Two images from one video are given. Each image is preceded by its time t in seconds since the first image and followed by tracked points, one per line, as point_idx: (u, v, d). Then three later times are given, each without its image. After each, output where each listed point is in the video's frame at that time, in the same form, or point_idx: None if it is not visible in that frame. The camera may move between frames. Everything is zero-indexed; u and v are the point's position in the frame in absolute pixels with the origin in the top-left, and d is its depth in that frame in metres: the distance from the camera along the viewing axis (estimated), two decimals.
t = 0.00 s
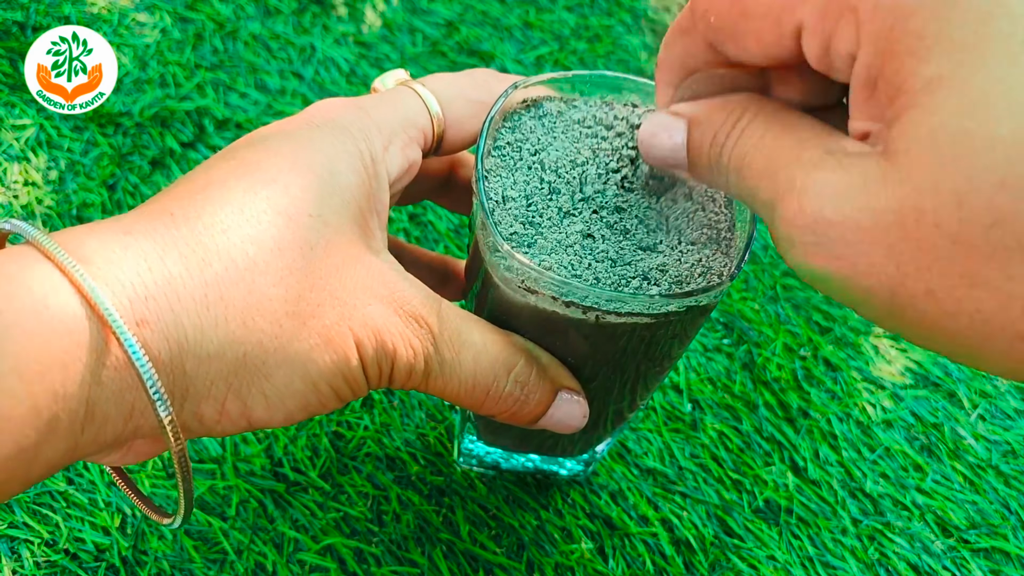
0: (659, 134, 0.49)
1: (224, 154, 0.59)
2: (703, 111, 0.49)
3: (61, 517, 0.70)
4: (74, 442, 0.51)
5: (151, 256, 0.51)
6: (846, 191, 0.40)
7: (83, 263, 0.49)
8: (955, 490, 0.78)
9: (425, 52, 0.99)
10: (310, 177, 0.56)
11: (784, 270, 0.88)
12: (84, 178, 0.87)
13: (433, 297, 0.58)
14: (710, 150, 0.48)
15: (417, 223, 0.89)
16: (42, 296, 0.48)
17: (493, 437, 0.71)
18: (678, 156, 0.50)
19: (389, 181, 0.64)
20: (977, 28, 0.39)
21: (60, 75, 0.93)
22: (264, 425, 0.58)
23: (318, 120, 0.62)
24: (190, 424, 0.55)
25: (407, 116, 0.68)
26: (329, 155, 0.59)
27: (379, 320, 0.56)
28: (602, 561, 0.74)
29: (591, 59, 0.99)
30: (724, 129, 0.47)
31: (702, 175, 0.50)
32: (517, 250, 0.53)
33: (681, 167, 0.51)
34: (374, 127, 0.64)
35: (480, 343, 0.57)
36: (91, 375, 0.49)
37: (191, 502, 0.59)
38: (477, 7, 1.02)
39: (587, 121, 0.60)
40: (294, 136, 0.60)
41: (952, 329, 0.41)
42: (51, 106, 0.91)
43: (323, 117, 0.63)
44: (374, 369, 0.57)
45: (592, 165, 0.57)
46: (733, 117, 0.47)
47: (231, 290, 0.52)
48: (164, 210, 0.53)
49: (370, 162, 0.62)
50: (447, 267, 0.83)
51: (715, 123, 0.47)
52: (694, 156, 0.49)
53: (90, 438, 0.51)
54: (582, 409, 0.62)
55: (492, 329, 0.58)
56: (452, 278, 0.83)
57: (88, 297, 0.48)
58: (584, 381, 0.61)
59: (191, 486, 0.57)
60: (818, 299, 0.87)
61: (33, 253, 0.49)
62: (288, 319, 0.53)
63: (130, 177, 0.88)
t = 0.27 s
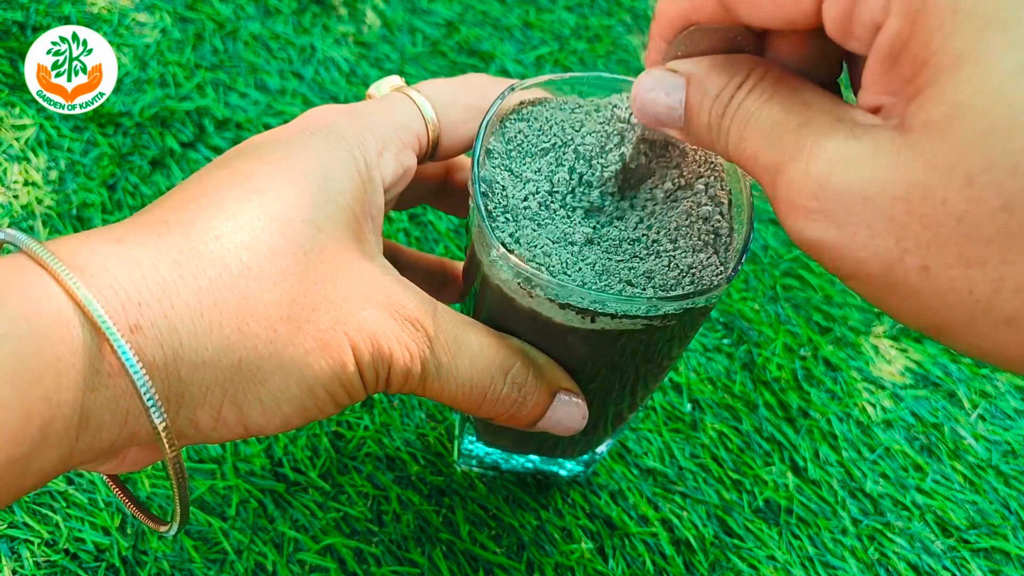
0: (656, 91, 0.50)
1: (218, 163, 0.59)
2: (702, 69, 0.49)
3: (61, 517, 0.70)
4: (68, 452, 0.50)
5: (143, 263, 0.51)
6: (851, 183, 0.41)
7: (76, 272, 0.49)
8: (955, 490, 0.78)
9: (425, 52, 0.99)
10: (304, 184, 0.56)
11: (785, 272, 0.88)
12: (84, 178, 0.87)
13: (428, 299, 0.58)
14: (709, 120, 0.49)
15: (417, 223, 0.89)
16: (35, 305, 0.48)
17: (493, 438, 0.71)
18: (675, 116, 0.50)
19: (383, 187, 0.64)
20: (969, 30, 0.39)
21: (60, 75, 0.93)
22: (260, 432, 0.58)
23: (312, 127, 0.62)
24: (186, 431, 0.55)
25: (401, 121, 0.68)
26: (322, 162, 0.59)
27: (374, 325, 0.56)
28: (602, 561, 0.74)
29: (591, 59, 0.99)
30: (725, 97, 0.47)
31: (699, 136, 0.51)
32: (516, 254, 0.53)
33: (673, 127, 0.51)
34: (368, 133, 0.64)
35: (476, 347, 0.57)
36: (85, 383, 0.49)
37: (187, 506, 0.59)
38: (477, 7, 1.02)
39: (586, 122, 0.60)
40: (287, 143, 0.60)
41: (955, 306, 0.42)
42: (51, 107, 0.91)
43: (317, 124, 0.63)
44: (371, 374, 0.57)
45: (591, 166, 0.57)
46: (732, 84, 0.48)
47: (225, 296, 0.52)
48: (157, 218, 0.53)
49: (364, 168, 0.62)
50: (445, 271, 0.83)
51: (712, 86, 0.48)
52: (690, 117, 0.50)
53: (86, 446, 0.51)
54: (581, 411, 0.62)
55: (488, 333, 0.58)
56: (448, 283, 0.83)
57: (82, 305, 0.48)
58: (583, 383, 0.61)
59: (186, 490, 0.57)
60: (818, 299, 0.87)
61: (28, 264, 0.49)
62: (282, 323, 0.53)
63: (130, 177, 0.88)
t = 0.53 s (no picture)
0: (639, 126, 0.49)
1: (220, 160, 0.59)
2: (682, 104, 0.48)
3: (61, 516, 0.70)
4: (71, 448, 0.50)
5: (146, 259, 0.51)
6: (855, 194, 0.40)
7: (78, 268, 0.49)
8: (955, 490, 0.78)
9: (425, 52, 0.99)
10: (305, 183, 0.56)
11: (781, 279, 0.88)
12: (84, 178, 0.87)
13: (429, 298, 0.58)
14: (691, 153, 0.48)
15: (417, 223, 0.89)
16: (38, 301, 0.48)
17: (493, 438, 0.71)
18: (660, 149, 0.50)
19: (383, 186, 0.64)
20: (966, 29, 0.39)
21: (60, 75, 0.93)
22: (262, 429, 0.58)
23: (313, 126, 0.62)
24: (188, 428, 0.55)
25: (402, 121, 0.68)
26: (324, 160, 0.59)
27: (375, 321, 0.56)
28: (602, 561, 0.74)
29: (591, 59, 0.99)
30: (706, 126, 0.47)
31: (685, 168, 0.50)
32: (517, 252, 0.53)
33: (660, 160, 0.51)
34: (369, 132, 0.64)
35: (476, 344, 0.57)
36: (88, 379, 0.49)
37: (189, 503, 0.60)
38: (477, 7, 1.02)
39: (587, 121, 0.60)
40: (289, 142, 0.60)
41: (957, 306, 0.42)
42: (51, 106, 0.91)
43: (319, 123, 0.63)
44: (372, 371, 0.57)
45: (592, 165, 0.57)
46: (713, 113, 0.47)
47: (226, 292, 0.51)
48: (160, 215, 0.53)
49: (365, 167, 0.62)
50: (446, 270, 0.83)
51: (695, 116, 0.47)
52: (674, 150, 0.49)
53: (88, 442, 0.51)
54: (581, 411, 0.62)
55: (488, 332, 0.58)
56: (449, 282, 0.83)
57: (84, 302, 0.48)
58: (584, 382, 0.61)
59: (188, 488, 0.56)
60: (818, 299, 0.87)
61: (31, 260, 0.49)
62: (283, 320, 0.53)
63: (130, 177, 0.88)
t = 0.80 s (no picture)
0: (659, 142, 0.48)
1: (221, 163, 0.59)
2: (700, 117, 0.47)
3: (61, 516, 0.70)
4: (72, 451, 0.50)
5: (146, 262, 0.51)
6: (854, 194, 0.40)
7: (78, 271, 0.49)
8: (955, 490, 0.78)
9: (425, 52, 0.99)
10: (305, 184, 0.56)
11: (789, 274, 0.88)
12: (84, 178, 0.87)
13: (429, 300, 0.58)
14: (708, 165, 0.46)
15: (417, 223, 0.89)
16: (38, 304, 0.48)
17: (493, 439, 0.71)
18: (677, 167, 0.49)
19: (383, 188, 0.64)
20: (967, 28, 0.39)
21: (60, 75, 0.93)
22: (262, 432, 0.58)
23: (313, 128, 0.62)
24: (188, 430, 0.55)
25: (402, 122, 0.68)
26: (323, 162, 0.59)
27: (376, 322, 0.56)
28: (602, 561, 0.74)
29: (591, 59, 0.99)
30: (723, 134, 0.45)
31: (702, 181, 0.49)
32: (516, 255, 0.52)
33: (678, 175, 0.50)
34: (369, 134, 0.64)
35: (476, 345, 0.57)
36: (89, 381, 0.49)
37: (189, 507, 0.60)
38: (477, 7, 1.02)
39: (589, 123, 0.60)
40: (289, 144, 0.60)
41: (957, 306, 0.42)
42: (51, 106, 0.91)
43: (319, 124, 0.63)
44: (372, 373, 0.57)
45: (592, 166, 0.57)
46: (725, 131, 0.45)
47: (226, 295, 0.51)
48: (160, 217, 0.53)
49: (365, 169, 0.62)
50: (446, 272, 0.83)
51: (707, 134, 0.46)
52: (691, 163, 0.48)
53: (89, 445, 0.51)
54: (582, 412, 0.62)
55: (488, 334, 0.58)
56: (450, 283, 0.83)
57: (85, 305, 0.48)
58: (584, 384, 0.61)
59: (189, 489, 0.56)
60: (818, 299, 0.87)
61: (31, 263, 0.49)
62: (284, 322, 0.53)
63: (130, 178, 0.88)
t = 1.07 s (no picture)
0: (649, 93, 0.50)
1: (221, 166, 0.59)
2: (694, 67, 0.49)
3: (61, 517, 0.70)
4: (75, 457, 0.50)
5: (146, 266, 0.51)
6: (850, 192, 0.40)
7: (79, 276, 0.49)
8: (955, 490, 0.78)
9: (425, 52, 0.99)
10: (305, 187, 0.56)
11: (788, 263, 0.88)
12: (84, 178, 0.87)
13: (430, 302, 0.58)
14: (705, 120, 0.49)
15: (417, 223, 0.89)
16: (39, 310, 0.48)
17: (493, 440, 0.71)
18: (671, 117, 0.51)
19: (383, 190, 0.64)
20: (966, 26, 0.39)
21: (60, 75, 0.93)
22: (263, 436, 0.57)
23: (313, 131, 0.62)
24: (189, 434, 0.55)
25: (402, 124, 0.68)
26: (323, 165, 0.59)
27: (377, 325, 0.56)
28: (602, 561, 0.74)
29: (591, 59, 0.99)
30: (718, 94, 0.48)
31: (696, 135, 0.51)
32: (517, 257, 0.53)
33: (672, 128, 0.52)
34: (369, 137, 0.64)
35: (477, 348, 0.57)
36: (90, 386, 0.49)
37: (193, 511, 0.60)
38: (477, 7, 1.02)
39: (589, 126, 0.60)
40: (289, 147, 0.60)
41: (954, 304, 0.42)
42: (51, 106, 0.91)
43: (319, 127, 0.63)
44: (373, 376, 0.57)
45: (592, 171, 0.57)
46: (727, 77, 0.48)
47: (227, 298, 0.51)
48: (160, 221, 0.53)
49: (365, 172, 0.62)
50: (446, 272, 0.83)
51: (706, 84, 0.48)
52: (686, 117, 0.50)
53: (92, 450, 0.51)
54: (583, 414, 0.62)
55: (489, 336, 0.58)
56: (451, 284, 0.83)
57: (86, 310, 0.48)
58: (585, 385, 0.61)
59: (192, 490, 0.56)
60: (818, 299, 0.87)
61: (31, 267, 0.49)
62: (285, 325, 0.53)
63: (130, 177, 0.88)
